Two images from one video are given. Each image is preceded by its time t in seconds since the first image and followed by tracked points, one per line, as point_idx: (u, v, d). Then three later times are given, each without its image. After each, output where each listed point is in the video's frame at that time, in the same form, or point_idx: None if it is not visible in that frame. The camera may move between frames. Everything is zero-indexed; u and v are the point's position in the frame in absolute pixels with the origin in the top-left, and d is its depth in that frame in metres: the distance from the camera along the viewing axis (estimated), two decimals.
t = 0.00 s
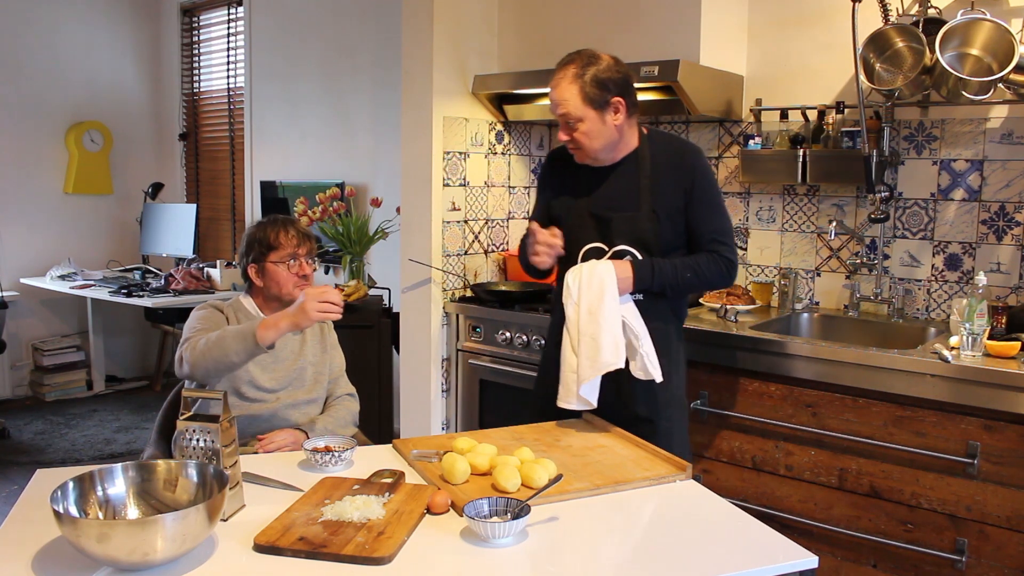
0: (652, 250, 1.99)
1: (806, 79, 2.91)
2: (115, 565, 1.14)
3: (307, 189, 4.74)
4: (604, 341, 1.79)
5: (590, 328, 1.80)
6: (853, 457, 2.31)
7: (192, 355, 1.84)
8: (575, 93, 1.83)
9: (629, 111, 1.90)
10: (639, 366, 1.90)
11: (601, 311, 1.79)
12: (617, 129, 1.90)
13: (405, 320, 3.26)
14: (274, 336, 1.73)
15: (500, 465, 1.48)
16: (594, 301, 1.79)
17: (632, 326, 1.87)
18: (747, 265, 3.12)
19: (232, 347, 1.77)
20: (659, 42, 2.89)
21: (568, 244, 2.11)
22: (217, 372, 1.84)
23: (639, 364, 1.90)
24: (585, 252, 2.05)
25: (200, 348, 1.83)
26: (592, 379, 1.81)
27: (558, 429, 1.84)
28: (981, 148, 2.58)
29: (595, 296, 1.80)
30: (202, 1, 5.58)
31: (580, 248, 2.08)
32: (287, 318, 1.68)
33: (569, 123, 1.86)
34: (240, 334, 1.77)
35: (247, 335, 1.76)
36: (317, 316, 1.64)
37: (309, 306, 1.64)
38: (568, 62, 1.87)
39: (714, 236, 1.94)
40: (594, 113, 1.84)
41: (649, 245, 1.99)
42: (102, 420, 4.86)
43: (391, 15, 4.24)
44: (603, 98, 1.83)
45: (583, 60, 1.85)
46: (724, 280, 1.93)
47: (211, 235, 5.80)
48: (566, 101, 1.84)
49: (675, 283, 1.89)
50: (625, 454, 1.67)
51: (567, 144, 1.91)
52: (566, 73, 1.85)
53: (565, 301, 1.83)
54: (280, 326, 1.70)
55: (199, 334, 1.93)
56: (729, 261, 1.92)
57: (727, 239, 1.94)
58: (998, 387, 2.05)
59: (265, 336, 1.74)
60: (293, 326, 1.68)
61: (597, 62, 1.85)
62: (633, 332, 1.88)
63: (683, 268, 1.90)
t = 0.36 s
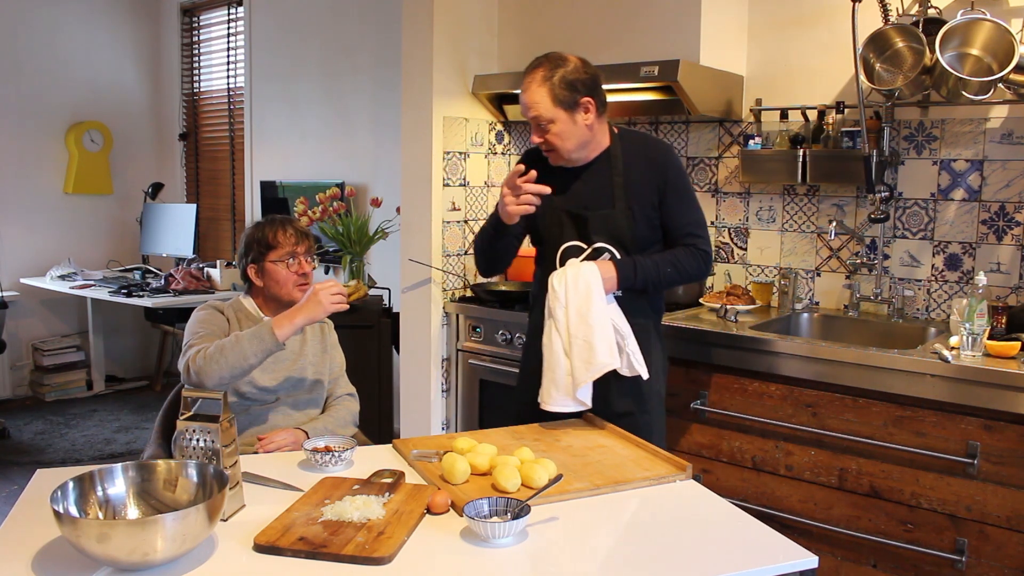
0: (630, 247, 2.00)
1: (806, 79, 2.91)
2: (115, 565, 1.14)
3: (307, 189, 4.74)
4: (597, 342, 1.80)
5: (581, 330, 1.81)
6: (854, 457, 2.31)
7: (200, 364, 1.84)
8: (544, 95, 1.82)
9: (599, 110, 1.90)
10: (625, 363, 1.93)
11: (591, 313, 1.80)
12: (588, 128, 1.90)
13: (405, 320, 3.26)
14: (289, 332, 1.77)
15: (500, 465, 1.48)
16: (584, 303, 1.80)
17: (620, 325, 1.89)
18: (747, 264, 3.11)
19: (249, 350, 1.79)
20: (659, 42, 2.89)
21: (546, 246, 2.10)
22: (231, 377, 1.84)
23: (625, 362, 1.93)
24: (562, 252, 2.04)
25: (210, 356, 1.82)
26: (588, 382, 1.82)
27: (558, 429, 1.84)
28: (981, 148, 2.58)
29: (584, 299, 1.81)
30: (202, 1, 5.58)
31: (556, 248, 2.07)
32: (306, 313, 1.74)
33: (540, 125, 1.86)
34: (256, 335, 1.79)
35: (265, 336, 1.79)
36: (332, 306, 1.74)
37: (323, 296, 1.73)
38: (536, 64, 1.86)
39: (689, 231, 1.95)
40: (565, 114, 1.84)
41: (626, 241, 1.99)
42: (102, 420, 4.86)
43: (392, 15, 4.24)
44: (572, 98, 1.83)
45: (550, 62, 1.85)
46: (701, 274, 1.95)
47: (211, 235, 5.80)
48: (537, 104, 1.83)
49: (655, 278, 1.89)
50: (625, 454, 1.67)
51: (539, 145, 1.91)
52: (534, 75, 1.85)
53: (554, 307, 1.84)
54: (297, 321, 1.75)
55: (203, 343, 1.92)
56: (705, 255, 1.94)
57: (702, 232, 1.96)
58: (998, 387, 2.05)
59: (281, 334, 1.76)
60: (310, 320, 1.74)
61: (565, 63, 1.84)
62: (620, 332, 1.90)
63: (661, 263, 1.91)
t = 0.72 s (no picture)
0: (622, 247, 2.00)
1: (806, 79, 2.91)
2: (115, 565, 1.14)
3: (307, 189, 4.74)
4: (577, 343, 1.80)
5: (565, 329, 1.81)
6: (853, 457, 2.31)
7: (202, 365, 1.84)
8: (536, 94, 1.82)
9: (591, 109, 1.90)
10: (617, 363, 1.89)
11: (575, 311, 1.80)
12: (579, 127, 1.90)
13: (405, 320, 3.26)
14: (288, 326, 1.82)
15: (500, 465, 1.48)
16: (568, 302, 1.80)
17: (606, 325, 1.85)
18: (747, 264, 3.11)
19: (251, 348, 1.81)
20: (659, 42, 2.89)
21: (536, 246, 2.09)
22: (236, 377, 1.85)
23: (616, 362, 1.89)
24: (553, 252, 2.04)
25: (211, 357, 1.83)
26: (573, 380, 1.82)
27: (558, 428, 1.84)
28: (981, 148, 2.58)
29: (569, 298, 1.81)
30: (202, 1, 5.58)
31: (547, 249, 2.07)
32: (304, 309, 1.80)
33: (532, 122, 1.85)
34: (256, 332, 1.81)
35: (265, 332, 1.81)
36: (329, 300, 1.82)
37: (318, 292, 1.81)
38: (528, 62, 1.86)
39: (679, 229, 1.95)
40: (556, 113, 1.84)
41: (618, 240, 2.00)
42: (102, 420, 4.86)
43: (392, 15, 4.24)
44: (564, 98, 1.83)
45: (543, 60, 1.85)
46: (691, 271, 1.95)
47: (211, 235, 5.80)
48: (529, 101, 1.83)
49: (646, 276, 1.88)
50: (625, 454, 1.67)
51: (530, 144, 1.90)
52: (527, 74, 1.84)
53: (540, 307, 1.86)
54: (296, 316, 1.81)
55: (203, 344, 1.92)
56: (694, 253, 1.93)
57: (691, 229, 1.96)
58: (997, 388, 2.05)
59: (280, 328, 1.82)
60: (310, 314, 1.82)
61: (557, 61, 1.84)
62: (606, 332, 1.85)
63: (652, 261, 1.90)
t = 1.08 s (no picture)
0: (633, 249, 1.99)
1: (806, 79, 2.91)
2: (115, 565, 1.14)
3: (307, 189, 4.74)
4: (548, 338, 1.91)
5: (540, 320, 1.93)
6: (854, 457, 2.31)
7: (203, 366, 1.84)
8: (554, 90, 1.82)
9: (609, 107, 1.90)
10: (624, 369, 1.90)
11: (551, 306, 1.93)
12: (597, 125, 1.90)
13: (405, 321, 3.26)
14: (288, 326, 1.84)
15: (500, 465, 1.48)
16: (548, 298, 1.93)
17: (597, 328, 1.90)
18: (747, 264, 3.11)
19: (252, 348, 1.82)
20: (659, 42, 2.89)
21: (549, 245, 2.10)
22: (239, 377, 1.86)
23: (621, 369, 1.90)
24: (565, 251, 2.04)
25: (212, 358, 1.83)
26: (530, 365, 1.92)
27: (559, 429, 1.84)
28: (981, 148, 2.58)
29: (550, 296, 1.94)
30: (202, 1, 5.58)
31: (560, 248, 2.07)
32: (302, 308, 1.83)
33: (549, 118, 1.85)
34: (256, 331, 1.82)
35: (265, 331, 1.83)
36: (323, 298, 1.84)
37: (314, 290, 1.83)
38: (548, 58, 1.86)
39: (693, 234, 1.94)
40: (575, 109, 1.84)
41: (630, 243, 1.99)
42: (102, 420, 4.86)
43: (392, 15, 4.24)
44: (583, 94, 1.83)
45: (563, 56, 1.85)
46: (702, 277, 1.94)
47: (211, 235, 5.80)
48: (547, 97, 1.83)
49: (655, 280, 1.89)
50: (625, 454, 1.67)
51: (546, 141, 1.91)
52: (546, 70, 1.84)
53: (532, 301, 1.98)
54: (295, 315, 1.83)
55: (204, 344, 1.93)
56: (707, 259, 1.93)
57: (705, 234, 1.95)
58: (998, 388, 2.05)
59: (280, 327, 1.83)
60: (308, 312, 1.84)
61: (578, 58, 1.84)
62: (612, 336, 1.88)
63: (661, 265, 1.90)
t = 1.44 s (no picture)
0: (655, 254, 1.96)
1: (806, 79, 2.91)
2: (115, 565, 1.14)
3: (307, 189, 4.74)
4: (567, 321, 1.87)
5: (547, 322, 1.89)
6: (854, 457, 2.31)
7: (203, 368, 1.84)
8: (619, 70, 1.76)
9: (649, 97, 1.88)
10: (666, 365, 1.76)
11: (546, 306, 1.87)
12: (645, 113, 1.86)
13: (405, 321, 3.26)
14: (287, 326, 1.85)
15: (500, 465, 1.48)
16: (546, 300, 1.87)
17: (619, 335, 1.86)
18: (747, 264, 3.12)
19: (253, 350, 1.83)
20: (659, 42, 2.89)
21: (572, 243, 2.10)
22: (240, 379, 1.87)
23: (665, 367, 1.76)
24: (585, 252, 2.04)
25: (213, 360, 1.83)
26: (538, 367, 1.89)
27: (560, 429, 1.84)
28: (981, 148, 2.58)
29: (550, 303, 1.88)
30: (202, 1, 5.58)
31: (581, 246, 2.06)
32: (301, 307, 1.84)
33: (613, 102, 1.77)
34: (256, 333, 1.83)
35: (265, 333, 1.83)
36: (321, 298, 1.86)
37: (312, 290, 1.86)
38: (593, 48, 1.80)
39: (722, 244, 1.90)
40: (634, 93, 1.79)
41: (652, 247, 1.96)
42: (102, 420, 4.86)
43: (392, 14, 4.24)
44: (640, 77, 1.80)
45: (610, 44, 1.80)
46: (733, 289, 1.88)
47: (211, 235, 5.80)
48: (612, 78, 1.75)
49: (688, 292, 1.83)
50: (626, 454, 1.67)
51: (603, 129, 1.80)
52: (601, 54, 1.78)
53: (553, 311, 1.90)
54: (295, 315, 1.85)
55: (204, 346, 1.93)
56: (740, 270, 1.89)
57: (736, 245, 1.90)
58: (997, 387, 2.05)
59: (279, 326, 1.84)
60: (306, 312, 1.86)
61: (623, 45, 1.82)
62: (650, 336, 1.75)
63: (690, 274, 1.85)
